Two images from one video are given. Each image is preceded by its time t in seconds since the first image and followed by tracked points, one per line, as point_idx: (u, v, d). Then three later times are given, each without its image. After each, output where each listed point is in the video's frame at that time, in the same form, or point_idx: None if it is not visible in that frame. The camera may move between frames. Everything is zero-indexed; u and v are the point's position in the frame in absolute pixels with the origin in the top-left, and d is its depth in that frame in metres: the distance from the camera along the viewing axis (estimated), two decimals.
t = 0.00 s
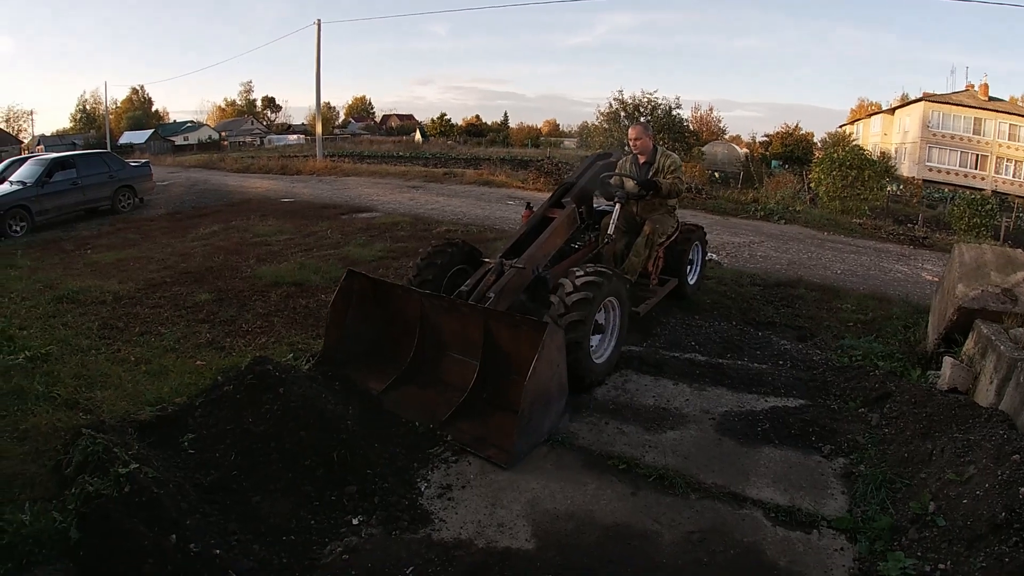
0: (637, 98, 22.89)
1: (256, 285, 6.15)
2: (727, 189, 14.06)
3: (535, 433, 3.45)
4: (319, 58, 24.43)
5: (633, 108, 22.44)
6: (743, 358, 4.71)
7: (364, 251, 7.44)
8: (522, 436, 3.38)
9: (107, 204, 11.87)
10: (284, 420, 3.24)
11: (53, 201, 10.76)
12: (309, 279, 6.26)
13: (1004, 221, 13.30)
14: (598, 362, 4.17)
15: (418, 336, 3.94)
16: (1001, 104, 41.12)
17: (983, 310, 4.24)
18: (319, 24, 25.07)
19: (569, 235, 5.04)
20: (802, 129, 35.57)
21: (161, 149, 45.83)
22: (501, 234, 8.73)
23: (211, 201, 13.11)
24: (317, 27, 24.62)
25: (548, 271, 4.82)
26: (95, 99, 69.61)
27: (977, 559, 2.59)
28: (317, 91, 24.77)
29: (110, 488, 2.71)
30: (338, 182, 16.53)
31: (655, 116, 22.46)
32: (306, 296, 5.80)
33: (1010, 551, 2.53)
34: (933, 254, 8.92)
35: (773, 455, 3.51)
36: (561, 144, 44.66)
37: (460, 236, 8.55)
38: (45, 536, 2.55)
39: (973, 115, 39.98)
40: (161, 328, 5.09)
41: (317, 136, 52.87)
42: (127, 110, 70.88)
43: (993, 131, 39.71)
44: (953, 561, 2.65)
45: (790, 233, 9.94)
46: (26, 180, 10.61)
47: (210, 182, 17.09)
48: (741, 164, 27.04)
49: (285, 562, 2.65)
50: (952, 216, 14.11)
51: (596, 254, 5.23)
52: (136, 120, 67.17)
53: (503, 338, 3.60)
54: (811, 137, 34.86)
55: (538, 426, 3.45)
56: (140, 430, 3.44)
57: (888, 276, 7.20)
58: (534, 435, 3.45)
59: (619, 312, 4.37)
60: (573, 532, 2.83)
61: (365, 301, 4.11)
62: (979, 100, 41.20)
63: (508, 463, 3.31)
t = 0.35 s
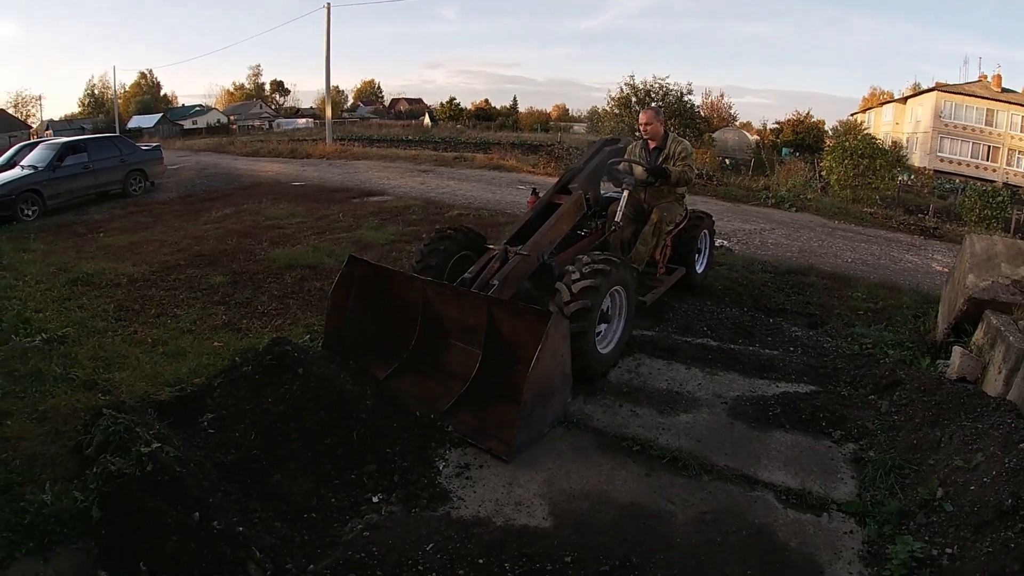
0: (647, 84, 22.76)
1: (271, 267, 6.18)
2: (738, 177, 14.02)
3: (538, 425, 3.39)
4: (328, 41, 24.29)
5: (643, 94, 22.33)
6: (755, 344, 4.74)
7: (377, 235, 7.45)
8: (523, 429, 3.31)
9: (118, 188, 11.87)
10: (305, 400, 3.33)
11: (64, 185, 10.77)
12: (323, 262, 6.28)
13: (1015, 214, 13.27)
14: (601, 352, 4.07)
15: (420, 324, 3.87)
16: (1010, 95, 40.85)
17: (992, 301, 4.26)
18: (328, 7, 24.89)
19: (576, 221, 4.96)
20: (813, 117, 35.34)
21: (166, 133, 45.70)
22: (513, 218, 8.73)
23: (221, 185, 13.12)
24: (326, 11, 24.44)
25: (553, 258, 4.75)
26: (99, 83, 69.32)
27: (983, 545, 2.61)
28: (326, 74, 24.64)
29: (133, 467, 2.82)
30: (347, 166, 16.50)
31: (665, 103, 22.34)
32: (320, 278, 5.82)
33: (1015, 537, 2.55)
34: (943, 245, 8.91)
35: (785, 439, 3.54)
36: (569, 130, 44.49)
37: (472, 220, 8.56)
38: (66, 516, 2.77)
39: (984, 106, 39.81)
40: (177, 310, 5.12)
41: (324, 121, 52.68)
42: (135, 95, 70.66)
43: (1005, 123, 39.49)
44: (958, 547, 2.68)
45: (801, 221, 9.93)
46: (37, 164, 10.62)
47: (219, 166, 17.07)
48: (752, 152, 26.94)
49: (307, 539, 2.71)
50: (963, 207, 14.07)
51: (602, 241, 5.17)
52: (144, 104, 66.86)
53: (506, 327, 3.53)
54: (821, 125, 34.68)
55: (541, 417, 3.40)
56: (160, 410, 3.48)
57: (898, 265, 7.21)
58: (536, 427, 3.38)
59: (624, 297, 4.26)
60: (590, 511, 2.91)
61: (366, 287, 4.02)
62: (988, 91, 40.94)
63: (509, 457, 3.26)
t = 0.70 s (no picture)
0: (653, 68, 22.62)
1: (276, 245, 6.19)
2: (743, 162, 14.00)
3: (530, 412, 3.41)
4: (331, 19, 23.98)
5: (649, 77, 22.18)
6: (759, 326, 4.79)
7: (382, 214, 7.44)
8: (516, 416, 3.33)
9: (121, 167, 11.81)
10: (312, 375, 3.36)
11: (65, 164, 10.67)
12: (329, 240, 6.30)
13: (1018, 207, 13.29)
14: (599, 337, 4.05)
15: (415, 306, 3.89)
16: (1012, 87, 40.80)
17: (994, 290, 4.29)
18: None
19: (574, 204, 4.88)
20: (819, 104, 35.19)
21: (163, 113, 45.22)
22: (518, 199, 8.72)
23: (224, 164, 13.04)
24: None
25: (551, 242, 4.68)
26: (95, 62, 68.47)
27: (983, 527, 2.63)
28: (329, 52, 24.34)
29: (144, 441, 2.93)
30: (350, 146, 16.39)
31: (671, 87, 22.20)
32: (326, 256, 5.84)
33: (1015, 520, 2.56)
34: (945, 234, 8.94)
35: (788, 420, 3.59)
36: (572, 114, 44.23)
37: (477, 201, 8.55)
38: (76, 490, 2.89)
39: (989, 98, 39.86)
40: (183, 287, 5.16)
41: (327, 102, 52.21)
42: (134, 75, 69.96)
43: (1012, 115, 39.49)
44: (959, 528, 2.70)
45: (805, 207, 9.94)
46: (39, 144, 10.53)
47: (221, 145, 16.93)
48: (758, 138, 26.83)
49: (318, 512, 2.85)
50: (966, 198, 14.09)
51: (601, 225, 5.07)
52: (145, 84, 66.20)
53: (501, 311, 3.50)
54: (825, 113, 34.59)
55: (534, 407, 3.42)
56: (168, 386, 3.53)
57: (900, 253, 7.25)
58: (527, 416, 3.40)
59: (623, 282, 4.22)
60: (597, 486, 3.05)
61: (359, 269, 4.01)
62: (990, 83, 40.89)
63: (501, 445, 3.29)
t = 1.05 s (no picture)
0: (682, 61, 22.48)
1: (307, 234, 6.32)
2: (772, 157, 13.90)
3: (541, 412, 3.39)
4: (361, 10, 24.11)
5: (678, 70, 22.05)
6: (785, 323, 4.81)
7: (410, 203, 7.54)
8: (525, 417, 3.32)
9: (151, 154, 11.96)
10: (336, 364, 3.43)
11: (98, 151, 10.85)
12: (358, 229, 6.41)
13: None
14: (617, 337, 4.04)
15: (429, 300, 3.88)
16: None
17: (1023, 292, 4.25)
18: None
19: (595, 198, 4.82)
20: (849, 99, 34.68)
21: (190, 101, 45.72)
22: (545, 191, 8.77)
23: (254, 152, 13.23)
24: None
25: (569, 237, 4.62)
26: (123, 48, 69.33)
27: (1001, 529, 2.64)
28: (358, 41, 24.47)
29: (176, 424, 3.05)
30: (379, 136, 16.51)
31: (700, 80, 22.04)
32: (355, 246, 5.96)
33: None
34: (977, 234, 8.82)
35: (811, 416, 3.63)
36: (599, 107, 44.08)
37: (504, 192, 8.62)
38: (107, 470, 2.99)
39: None
40: (214, 274, 5.34)
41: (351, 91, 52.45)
42: (162, 63, 70.86)
43: None
44: (977, 530, 2.70)
45: (835, 204, 9.87)
46: (71, 131, 10.74)
47: (251, 134, 17.14)
48: (787, 133, 26.56)
49: (345, 495, 2.92)
50: (999, 198, 13.86)
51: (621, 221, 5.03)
52: (174, 72, 66.85)
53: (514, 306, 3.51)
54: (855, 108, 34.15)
55: (545, 406, 3.40)
56: (200, 369, 3.69)
57: (930, 253, 7.18)
58: (537, 416, 3.38)
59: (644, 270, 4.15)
60: (620, 477, 3.10)
61: (373, 259, 4.04)
62: None
63: (508, 447, 3.26)
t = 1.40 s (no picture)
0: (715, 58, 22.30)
1: (335, 219, 6.41)
2: (804, 157, 13.76)
3: (544, 412, 3.35)
4: None
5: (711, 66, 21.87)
6: (809, 325, 4.80)
7: (438, 191, 7.60)
8: (527, 417, 3.27)
9: (185, 137, 12.12)
10: (346, 352, 3.47)
11: (132, 132, 11.03)
12: (385, 216, 6.48)
13: None
14: (631, 337, 4.03)
15: (437, 292, 3.73)
16: None
17: None
18: None
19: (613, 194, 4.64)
20: (884, 102, 34.17)
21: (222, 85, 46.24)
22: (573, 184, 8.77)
23: (285, 137, 13.39)
24: None
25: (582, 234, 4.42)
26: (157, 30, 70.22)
27: (1016, 543, 2.61)
28: (392, 30, 24.58)
29: (198, 398, 3.12)
30: (410, 124, 16.62)
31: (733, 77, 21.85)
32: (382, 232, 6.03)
33: None
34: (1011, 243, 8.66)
35: (830, 419, 3.62)
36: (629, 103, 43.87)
37: (532, 183, 8.64)
38: (131, 441, 3.08)
39: None
40: (243, 255, 5.43)
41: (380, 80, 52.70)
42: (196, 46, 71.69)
43: None
44: (991, 543, 2.68)
45: (866, 207, 9.75)
46: (106, 112, 10.92)
47: (283, 119, 17.34)
48: (821, 134, 26.24)
49: (361, 475, 2.96)
50: None
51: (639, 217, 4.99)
52: (210, 56, 67.75)
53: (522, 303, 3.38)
54: (889, 111, 33.65)
55: (547, 407, 3.36)
56: (224, 347, 3.77)
57: (961, 260, 7.08)
58: (539, 417, 3.33)
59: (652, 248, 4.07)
60: (634, 471, 3.12)
61: (383, 249, 3.92)
62: None
63: (508, 445, 3.20)
